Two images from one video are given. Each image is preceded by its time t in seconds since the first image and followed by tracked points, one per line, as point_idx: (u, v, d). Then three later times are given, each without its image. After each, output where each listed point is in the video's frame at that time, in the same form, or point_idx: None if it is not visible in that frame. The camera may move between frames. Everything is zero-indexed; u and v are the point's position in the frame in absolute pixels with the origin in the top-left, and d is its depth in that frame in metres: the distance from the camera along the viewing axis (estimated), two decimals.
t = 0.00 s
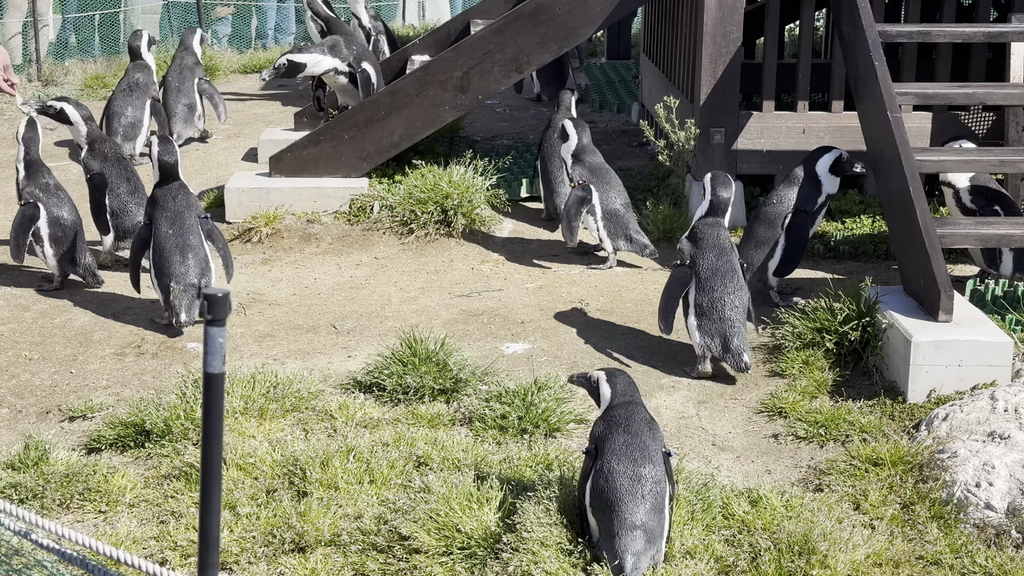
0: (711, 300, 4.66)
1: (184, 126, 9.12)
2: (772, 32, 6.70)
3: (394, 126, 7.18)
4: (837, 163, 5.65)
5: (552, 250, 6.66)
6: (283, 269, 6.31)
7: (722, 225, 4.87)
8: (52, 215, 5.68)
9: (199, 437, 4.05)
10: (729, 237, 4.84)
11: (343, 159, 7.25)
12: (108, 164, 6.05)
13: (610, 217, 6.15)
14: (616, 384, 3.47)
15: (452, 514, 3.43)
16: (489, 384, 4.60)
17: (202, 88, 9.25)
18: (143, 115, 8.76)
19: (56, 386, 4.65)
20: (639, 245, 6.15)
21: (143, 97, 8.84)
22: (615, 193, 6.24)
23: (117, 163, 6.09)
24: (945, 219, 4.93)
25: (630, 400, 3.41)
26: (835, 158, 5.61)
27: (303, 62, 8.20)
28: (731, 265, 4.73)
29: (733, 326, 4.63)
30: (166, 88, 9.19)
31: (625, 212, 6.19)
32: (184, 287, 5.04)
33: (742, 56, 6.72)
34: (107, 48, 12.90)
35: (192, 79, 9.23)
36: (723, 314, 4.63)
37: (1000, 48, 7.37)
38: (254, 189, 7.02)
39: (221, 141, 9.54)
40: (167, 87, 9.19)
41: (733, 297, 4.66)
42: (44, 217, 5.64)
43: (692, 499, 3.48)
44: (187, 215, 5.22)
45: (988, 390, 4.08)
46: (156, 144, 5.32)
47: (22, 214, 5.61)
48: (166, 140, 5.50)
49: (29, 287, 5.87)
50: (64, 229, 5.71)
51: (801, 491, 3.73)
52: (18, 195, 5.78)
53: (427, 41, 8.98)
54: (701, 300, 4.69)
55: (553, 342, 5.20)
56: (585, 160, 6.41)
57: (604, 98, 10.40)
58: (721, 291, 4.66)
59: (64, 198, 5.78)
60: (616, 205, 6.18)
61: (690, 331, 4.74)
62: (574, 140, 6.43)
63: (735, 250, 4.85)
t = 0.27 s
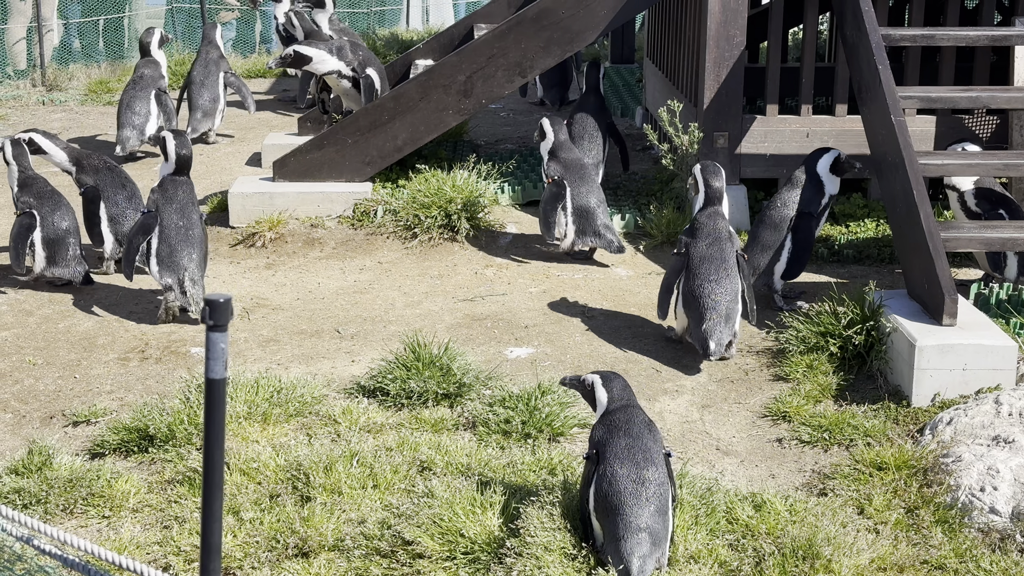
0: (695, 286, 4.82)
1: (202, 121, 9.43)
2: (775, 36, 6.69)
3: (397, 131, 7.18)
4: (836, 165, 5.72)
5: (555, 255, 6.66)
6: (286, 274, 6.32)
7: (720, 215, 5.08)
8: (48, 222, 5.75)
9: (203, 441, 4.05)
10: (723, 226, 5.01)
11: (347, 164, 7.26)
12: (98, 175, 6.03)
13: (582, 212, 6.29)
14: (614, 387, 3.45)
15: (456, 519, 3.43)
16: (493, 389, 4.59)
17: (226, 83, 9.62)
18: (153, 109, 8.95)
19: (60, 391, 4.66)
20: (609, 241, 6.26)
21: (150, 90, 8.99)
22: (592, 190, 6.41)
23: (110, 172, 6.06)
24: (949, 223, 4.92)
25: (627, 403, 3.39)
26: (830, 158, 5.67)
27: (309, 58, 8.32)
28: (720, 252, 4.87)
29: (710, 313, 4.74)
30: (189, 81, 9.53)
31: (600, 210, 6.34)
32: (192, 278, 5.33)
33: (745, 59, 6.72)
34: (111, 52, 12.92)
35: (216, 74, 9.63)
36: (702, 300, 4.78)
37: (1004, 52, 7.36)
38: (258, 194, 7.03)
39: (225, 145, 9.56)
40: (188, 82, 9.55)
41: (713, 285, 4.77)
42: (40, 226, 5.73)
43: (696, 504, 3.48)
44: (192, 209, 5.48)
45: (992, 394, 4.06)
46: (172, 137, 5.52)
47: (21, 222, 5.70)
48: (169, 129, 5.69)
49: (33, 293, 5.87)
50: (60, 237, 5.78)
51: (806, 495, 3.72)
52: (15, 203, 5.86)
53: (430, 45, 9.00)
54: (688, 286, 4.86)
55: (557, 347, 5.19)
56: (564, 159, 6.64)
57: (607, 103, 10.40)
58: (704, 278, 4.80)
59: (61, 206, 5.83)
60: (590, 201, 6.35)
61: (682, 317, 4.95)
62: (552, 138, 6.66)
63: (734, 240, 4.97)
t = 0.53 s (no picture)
0: (678, 276, 4.95)
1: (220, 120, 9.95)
2: (777, 38, 6.69)
3: (399, 133, 7.18)
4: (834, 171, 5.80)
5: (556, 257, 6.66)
6: (288, 276, 6.31)
7: (693, 205, 5.23)
8: (37, 230, 5.80)
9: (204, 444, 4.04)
10: (697, 215, 5.16)
11: (348, 166, 7.26)
12: (98, 181, 6.23)
13: (548, 212, 6.29)
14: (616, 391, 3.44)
15: (457, 521, 3.43)
16: (494, 391, 4.59)
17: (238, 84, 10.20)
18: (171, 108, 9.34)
19: (61, 394, 4.66)
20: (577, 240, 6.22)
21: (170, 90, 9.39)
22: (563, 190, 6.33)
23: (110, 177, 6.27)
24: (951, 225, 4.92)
25: (630, 405, 3.39)
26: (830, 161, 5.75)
27: (314, 50, 8.28)
28: (698, 242, 5.03)
29: (696, 301, 4.88)
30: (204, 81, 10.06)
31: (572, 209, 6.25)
32: (169, 275, 5.40)
33: (747, 61, 6.71)
34: (113, 55, 12.94)
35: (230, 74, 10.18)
36: (683, 288, 4.92)
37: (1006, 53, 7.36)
38: (259, 197, 7.03)
39: (226, 148, 9.57)
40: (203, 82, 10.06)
41: (694, 271, 4.93)
42: (27, 236, 5.78)
43: (698, 506, 3.47)
44: (169, 206, 5.56)
45: (994, 397, 4.05)
46: (139, 141, 5.60)
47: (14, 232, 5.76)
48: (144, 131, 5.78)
49: (34, 295, 5.87)
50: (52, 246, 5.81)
51: (808, 498, 3.71)
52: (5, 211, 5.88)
53: (432, 47, 9.00)
54: (671, 277, 4.99)
55: (558, 349, 5.19)
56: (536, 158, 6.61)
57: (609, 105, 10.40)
58: (682, 266, 4.96)
59: (50, 215, 5.86)
60: (560, 201, 6.29)
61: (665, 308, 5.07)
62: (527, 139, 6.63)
63: (709, 228, 5.14)
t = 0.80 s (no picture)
0: (683, 267, 5.07)
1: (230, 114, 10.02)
2: (777, 39, 6.69)
3: (399, 134, 7.19)
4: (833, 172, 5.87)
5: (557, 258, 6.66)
6: (288, 277, 6.31)
7: (699, 196, 5.33)
8: (41, 229, 5.81)
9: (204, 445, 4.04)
10: (702, 207, 5.27)
11: (349, 167, 7.26)
12: (90, 176, 6.39)
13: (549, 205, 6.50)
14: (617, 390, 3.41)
15: (458, 522, 3.43)
16: (495, 392, 4.59)
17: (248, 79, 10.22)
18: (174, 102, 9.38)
19: (62, 395, 4.66)
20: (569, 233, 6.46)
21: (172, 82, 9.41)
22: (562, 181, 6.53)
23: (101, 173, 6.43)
24: (951, 226, 4.92)
25: (632, 406, 3.37)
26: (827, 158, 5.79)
27: (315, 42, 8.41)
28: (703, 234, 5.15)
29: (701, 292, 5.02)
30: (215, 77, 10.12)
31: (568, 202, 6.47)
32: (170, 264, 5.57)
33: (748, 62, 6.71)
34: (113, 56, 12.95)
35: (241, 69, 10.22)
36: (691, 278, 5.04)
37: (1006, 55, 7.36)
38: (259, 198, 7.03)
39: (226, 148, 9.57)
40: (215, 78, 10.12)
41: (703, 263, 5.05)
42: (36, 236, 5.77)
43: (698, 507, 3.47)
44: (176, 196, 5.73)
45: (995, 398, 4.05)
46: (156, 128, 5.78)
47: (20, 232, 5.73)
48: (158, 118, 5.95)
49: (35, 296, 5.87)
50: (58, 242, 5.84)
51: (808, 499, 3.71)
52: (4, 211, 5.86)
53: (432, 48, 9.01)
54: (675, 267, 5.11)
55: (559, 350, 5.19)
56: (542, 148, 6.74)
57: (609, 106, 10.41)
58: (693, 257, 5.06)
59: (53, 211, 5.91)
60: (558, 192, 6.49)
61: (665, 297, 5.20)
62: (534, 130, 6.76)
63: (711, 223, 5.25)
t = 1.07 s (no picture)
0: (654, 257, 5.21)
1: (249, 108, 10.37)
2: (776, 40, 6.70)
3: (398, 135, 7.19)
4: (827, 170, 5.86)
5: (555, 258, 6.66)
6: (286, 277, 6.31)
7: (670, 189, 5.52)
8: (46, 235, 5.80)
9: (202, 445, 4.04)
10: (673, 199, 5.43)
11: (347, 167, 7.26)
12: (76, 167, 6.42)
13: (530, 197, 6.58)
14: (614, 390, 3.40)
15: (456, 522, 3.43)
16: (493, 393, 4.59)
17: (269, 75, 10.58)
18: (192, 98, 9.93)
19: (60, 395, 4.65)
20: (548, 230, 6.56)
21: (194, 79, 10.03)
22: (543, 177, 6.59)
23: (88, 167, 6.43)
24: (949, 227, 4.92)
25: (631, 407, 3.36)
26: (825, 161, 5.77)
27: (314, 39, 8.50)
28: (673, 225, 5.30)
29: (670, 281, 5.16)
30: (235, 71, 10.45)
31: (547, 199, 6.53)
32: (163, 254, 5.82)
33: (746, 63, 6.71)
34: (112, 55, 12.95)
35: (261, 66, 10.57)
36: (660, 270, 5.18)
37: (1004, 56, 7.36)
38: (258, 198, 7.03)
39: (225, 148, 9.57)
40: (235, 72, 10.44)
41: (669, 255, 5.18)
42: (43, 240, 5.76)
43: (696, 507, 3.47)
44: (169, 188, 6.00)
45: (993, 398, 4.05)
46: (144, 124, 6.17)
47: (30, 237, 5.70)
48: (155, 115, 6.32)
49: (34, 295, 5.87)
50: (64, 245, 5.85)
51: (806, 499, 3.72)
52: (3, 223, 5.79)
53: (431, 48, 9.02)
54: (646, 258, 5.26)
55: (557, 350, 5.19)
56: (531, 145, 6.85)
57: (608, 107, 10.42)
58: (660, 249, 5.20)
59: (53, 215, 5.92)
60: (539, 189, 6.56)
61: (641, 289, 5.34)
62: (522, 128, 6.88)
63: (683, 213, 5.41)
